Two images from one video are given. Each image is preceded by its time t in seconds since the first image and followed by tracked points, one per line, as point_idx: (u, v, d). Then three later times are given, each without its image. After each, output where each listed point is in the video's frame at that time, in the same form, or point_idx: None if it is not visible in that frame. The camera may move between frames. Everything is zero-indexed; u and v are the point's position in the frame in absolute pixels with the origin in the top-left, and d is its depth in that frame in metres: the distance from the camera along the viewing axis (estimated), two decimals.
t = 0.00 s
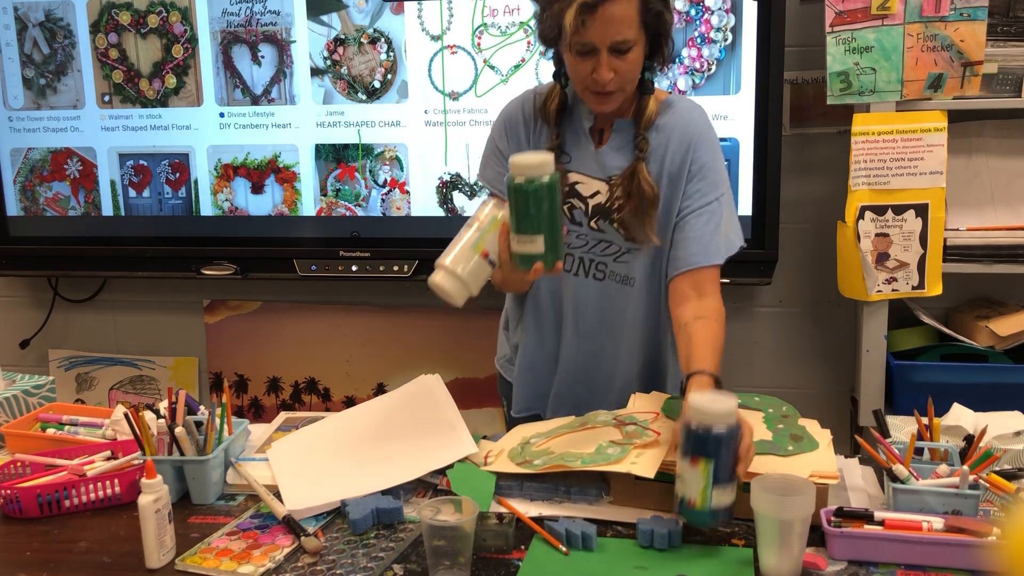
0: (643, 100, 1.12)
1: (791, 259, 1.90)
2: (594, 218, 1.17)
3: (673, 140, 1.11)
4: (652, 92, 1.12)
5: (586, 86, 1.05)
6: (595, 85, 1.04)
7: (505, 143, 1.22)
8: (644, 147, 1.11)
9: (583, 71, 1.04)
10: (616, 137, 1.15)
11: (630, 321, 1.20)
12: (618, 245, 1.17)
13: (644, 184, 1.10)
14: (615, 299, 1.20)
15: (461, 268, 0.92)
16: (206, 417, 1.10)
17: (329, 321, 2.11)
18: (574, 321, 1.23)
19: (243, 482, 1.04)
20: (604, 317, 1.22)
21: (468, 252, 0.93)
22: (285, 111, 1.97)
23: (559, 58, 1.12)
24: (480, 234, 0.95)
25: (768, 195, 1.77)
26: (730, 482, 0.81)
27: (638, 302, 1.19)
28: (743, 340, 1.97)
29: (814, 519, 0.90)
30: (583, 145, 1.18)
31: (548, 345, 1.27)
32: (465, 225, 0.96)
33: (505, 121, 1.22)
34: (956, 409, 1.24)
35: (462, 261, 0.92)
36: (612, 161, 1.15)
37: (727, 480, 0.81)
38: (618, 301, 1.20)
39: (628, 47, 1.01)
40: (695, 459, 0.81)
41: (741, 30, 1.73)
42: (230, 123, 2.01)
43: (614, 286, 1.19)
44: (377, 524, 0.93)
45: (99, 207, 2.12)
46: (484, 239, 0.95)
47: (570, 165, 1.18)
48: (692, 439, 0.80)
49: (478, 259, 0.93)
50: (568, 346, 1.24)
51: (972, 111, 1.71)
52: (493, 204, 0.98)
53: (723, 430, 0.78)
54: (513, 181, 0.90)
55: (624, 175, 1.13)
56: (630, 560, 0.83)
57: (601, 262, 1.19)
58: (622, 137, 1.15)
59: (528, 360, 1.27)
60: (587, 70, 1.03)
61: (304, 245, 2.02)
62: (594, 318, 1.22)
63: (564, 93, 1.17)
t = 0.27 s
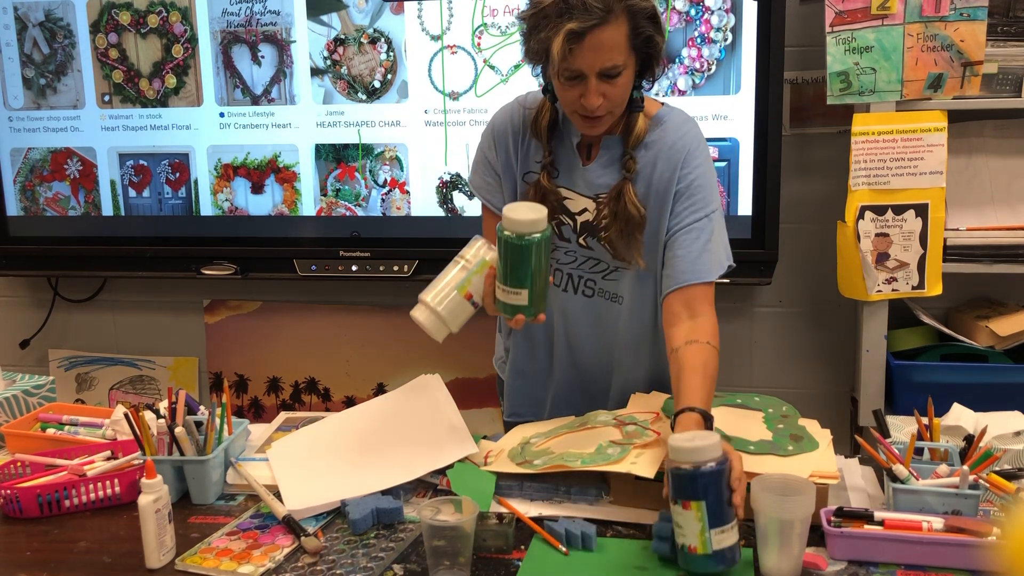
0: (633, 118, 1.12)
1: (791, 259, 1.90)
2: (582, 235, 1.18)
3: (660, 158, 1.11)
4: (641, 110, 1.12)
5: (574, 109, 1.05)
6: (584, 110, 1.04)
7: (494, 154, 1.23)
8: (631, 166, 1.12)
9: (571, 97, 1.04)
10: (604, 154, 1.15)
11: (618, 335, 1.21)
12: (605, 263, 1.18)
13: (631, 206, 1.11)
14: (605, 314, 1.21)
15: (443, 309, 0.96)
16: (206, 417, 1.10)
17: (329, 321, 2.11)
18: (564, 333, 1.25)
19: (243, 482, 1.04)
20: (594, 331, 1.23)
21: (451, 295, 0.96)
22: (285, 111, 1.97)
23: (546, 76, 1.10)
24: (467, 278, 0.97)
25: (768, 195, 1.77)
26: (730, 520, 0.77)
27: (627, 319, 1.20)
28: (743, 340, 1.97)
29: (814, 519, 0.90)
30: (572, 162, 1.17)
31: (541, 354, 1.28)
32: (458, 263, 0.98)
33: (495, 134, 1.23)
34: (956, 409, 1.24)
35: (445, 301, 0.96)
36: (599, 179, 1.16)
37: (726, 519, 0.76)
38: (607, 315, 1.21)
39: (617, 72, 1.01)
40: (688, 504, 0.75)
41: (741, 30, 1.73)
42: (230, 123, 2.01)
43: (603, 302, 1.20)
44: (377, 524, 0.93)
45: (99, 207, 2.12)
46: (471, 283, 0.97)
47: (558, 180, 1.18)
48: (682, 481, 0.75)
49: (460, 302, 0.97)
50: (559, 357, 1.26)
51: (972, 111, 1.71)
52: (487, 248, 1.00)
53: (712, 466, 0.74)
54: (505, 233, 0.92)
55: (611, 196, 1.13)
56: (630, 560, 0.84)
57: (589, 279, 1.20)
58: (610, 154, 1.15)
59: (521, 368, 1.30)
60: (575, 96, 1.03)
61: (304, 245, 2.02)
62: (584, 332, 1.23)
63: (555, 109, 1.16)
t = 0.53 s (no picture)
0: (630, 119, 1.12)
1: (791, 259, 1.90)
2: (580, 238, 1.18)
3: (659, 160, 1.11)
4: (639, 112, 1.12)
5: (571, 112, 1.05)
6: (581, 112, 1.04)
7: (489, 157, 1.22)
8: (629, 169, 1.12)
9: (568, 99, 1.04)
10: (600, 157, 1.15)
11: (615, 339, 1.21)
12: (603, 268, 1.18)
13: (629, 209, 1.11)
14: (601, 320, 1.21)
15: (445, 321, 0.96)
16: (206, 417, 1.10)
17: (329, 321, 2.11)
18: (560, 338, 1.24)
19: (243, 482, 1.04)
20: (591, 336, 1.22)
21: (453, 306, 0.96)
22: (285, 111, 1.97)
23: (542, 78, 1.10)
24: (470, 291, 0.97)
25: (769, 195, 1.77)
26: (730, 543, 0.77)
27: (625, 324, 1.20)
28: (743, 341, 1.97)
29: (814, 519, 0.90)
30: (569, 165, 1.17)
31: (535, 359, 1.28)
32: (460, 274, 0.99)
33: (490, 136, 1.22)
34: (956, 409, 1.24)
35: (446, 313, 0.96)
36: (596, 181, 1.16)
37: (727, 541, 0.77)
38: (604, 322, 1.21)
39: (615, 73, 1.01)
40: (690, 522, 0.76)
41: (741, 30, 1.73)
42: (230, 123, 2.01)
43: (599, 308, 1.20)
44: (377, 524, 0.93)
45: (99, 207, 2.12)
46: (474, 295, 0.97)
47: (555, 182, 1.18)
48: (683, 499, 0.76)
49: (462, 314, 0.97)
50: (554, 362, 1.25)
51: (972, 111, 1.71)
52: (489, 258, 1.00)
53: (717, 488, 0.75)
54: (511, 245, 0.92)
55: (608, 200, 1.13)
56: (629, 560, 0.84)
57: (586, 284, 1.20)
58: (607, 157, 1.15)
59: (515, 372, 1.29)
60: (572, 99, 1.03)
61: (304, 245, 2.02)
62: (580, 338, 1.23)
63: (551, 111, 1.15)
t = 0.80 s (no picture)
0: (635, 112, 1.13)
1: (790, 259, 1.90)
2: (586, 234, 1.17)
3: (667, 152, 1.14)
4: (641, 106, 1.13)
5: (575, 107, 1.04)
6: (584, 106, 1.04)
7: (489, 158, 1.22)
8: (637, 162, 1.12)
9: (570, 94, 1.03)
10: (605, 151, 1.16)
11: (624, 335, 1.21)
12: (612, 263, 1.18)
13: (639, 202, 1.11)
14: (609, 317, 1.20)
15: (458, 324, 0.95)
16: (206, 417, 1.10)
17: (329, 321, 2.11)
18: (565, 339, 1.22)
19: (243, 482, 1.04)
20: (597, 335, 1.21)
21: (467, 309, 0.96)
22: (285, 111, 1.97)
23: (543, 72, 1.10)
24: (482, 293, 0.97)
25: (769, 195, 1.77)
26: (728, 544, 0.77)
27: (634, 319, 1.20)
28: (743, 341, 1.97)
29: (814, 519, 0.90)
30: (573, 161, 1.17)
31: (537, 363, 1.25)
32: (471, 275, 0.98)
33: (489, 137, 1.22)
34: (956, 409, 1.24)
35: (459, 316, 0.95)
36: (603, 175, 1.16)
37: (727, 541, 0.77)
38: (612, 318, 1.20)
39: (618, 67, 1.01)
40: (692, 523, 0.76)
41: (741, 30, 1.73)
42: (230, 123, 2.01)
43: (608, 304, 1.19)
44: (377, 524, 0.93)
45: (99, 207, 2.12)
46: (486, 298, 0.97)
47: (559, 179, 1.18)
48: (684, 498, 0.76)
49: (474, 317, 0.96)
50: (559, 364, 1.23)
51: (972, 111, 1.71)
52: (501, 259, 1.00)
53: (717, 488, 0.75)
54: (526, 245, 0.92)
55: (618, 194, 1.13)
56: (630, 560, 0.83)
57: (594, 281, 1.19)
58: (612, 151, 1.16)
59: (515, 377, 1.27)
60: (576, 93, 1.02)
61: (304, 245, 2.02)
62: (586, 337, 1.21)
63: (552, 108, 1.15)
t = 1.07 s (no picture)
0: (639, 110, 1.13)
1: (790, 259, 1.90)
2: (592, 233, 1.17)
3: (670, 151, 1.14)
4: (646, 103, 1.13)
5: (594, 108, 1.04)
6: (604, 107, 1.04)
7: (491, 158, 1.21)
8: (642, 159, 1.13)
9: (591, 96, 1.03)
10: (610, 149, 1.16)
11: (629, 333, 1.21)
12: (616, 261, 1.18)
13: (648, 197, 1.12)
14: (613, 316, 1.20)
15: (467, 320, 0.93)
16: (206, 417, 1.10)
17: (329, 321, 2.11)
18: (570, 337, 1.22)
19: (243, 482, 1.04)
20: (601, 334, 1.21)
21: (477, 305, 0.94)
22: (285, 111, 1.97)
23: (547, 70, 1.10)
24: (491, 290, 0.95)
25: (769, 194, 1.77)
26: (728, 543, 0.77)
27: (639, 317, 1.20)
28: (743, 341, 1.97)
29: (814, 519, 0.90)
30: (576, 159, 1.17)
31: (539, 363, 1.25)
32: (482, 272, 0.96)
33: (489, 137, 1.21)
34: (956, 409, 1.24)
35: (469, 312, 0.93)
36: (607, 174, 1.16)
37: (727, 541, 0.77)
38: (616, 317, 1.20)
39: (637, 68, 1.01)
40: (693, 523, 0.76)
41: (741, 30, 1.73)
42: (230, 123, 2.01)
43: (613, 302, 1.19)
44: (377, 524, 0.93)
45: (99, 207, 2.12)
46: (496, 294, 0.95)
47: (562, 178, 1.18)
48: (684, 498, 0.76)
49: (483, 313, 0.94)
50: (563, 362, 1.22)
51: (972, 111, 1.71)
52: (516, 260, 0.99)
53: (717, 488, 0.75)
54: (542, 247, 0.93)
55: (624, 191, 1.14)
56: (629, 561, 0.83)
57: (598, 280, 1.19)
58: (616, 148, 1.16)
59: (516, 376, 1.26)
60: (596, 94, 1.02)
61: (304, 245, 2.02)
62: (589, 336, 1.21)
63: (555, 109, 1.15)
